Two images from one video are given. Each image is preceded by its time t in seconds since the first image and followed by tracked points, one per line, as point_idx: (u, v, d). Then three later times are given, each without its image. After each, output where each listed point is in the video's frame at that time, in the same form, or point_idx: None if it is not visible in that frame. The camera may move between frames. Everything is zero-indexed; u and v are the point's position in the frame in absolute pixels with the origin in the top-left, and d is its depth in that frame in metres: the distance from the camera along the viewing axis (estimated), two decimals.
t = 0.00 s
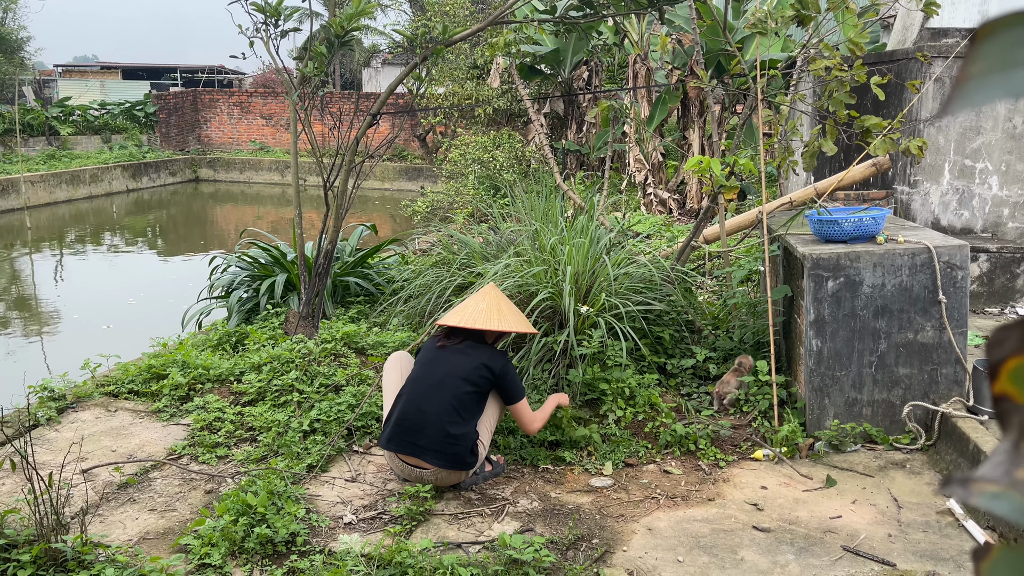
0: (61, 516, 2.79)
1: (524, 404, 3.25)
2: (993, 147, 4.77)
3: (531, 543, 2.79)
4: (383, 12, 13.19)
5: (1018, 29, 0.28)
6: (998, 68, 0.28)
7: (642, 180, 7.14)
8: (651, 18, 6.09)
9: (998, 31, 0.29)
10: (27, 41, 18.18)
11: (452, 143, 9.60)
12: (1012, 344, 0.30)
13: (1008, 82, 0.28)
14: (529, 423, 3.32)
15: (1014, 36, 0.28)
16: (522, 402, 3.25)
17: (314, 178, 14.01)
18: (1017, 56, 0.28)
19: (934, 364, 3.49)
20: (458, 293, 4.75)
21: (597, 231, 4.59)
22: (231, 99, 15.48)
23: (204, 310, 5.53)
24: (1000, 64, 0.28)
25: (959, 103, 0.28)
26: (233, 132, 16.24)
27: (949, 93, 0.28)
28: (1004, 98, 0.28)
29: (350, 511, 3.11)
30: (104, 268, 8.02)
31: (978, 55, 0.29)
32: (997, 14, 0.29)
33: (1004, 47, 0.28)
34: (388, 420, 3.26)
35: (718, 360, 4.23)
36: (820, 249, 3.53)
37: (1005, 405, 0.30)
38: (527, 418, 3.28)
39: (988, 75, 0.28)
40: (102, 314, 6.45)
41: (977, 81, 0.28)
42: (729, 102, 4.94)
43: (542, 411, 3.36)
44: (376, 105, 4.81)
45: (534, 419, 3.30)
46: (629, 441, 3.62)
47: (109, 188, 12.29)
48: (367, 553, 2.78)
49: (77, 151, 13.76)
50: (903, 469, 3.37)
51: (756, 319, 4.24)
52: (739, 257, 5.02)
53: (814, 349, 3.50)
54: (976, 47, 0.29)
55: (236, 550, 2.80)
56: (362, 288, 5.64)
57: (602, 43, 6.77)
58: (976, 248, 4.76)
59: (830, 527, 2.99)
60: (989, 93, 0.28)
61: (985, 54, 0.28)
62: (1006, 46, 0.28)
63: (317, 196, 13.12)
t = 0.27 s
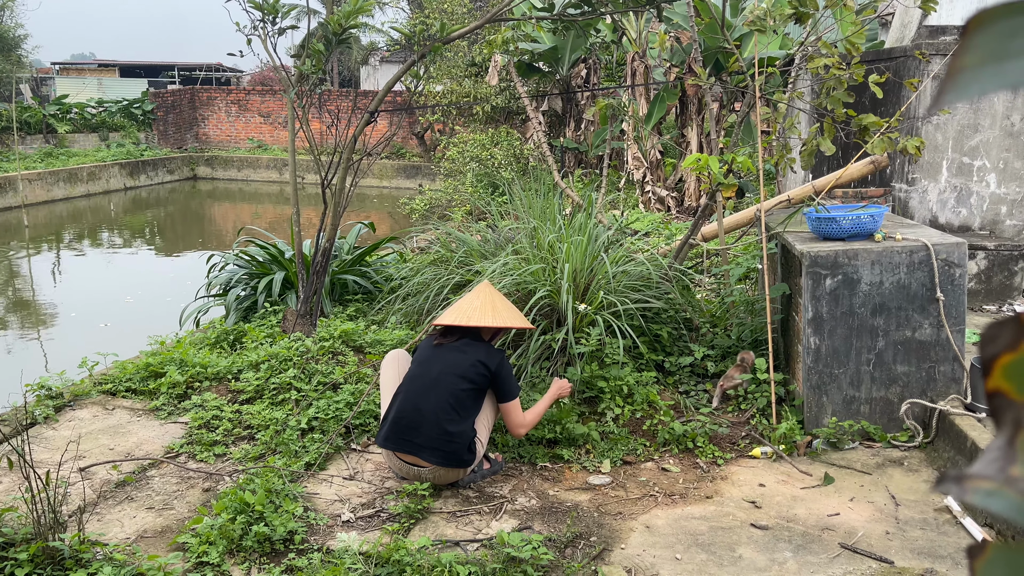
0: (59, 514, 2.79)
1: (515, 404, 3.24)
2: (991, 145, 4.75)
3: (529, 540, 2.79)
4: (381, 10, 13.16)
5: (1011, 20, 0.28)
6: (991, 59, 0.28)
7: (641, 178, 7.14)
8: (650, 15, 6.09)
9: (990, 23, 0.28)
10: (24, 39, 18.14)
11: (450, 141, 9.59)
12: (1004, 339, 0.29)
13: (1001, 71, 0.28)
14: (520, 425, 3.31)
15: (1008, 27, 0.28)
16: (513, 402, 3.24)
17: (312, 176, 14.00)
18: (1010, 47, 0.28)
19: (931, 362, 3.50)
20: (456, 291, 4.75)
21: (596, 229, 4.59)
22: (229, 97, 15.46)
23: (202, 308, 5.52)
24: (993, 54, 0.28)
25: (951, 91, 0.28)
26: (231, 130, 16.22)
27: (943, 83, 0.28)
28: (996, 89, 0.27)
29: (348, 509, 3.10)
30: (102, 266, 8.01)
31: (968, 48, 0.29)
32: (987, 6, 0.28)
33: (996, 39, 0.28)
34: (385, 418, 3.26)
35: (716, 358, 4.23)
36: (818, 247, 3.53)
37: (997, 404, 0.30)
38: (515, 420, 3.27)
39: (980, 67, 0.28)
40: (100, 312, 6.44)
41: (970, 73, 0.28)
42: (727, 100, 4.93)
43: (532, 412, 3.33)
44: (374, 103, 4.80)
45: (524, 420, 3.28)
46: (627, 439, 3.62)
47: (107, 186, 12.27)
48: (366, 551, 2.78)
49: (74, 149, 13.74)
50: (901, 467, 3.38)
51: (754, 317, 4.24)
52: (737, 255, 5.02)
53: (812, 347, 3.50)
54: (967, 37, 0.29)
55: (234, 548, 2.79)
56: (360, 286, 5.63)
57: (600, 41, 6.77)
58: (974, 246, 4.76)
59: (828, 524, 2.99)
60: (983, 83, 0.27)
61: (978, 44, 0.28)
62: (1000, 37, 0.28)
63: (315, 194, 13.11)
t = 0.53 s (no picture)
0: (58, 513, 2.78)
1: (514, 404, 3.25)
2: (990, 143, 4.78)
3: (527, 538, 2.79)
4: (380, 8, 13.14)
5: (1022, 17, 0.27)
6: (1004, 56, 0.27)
7: (639, 177, 7.13)
8: (649, 14, 6.08)
9: (1003, 17, 0.27)
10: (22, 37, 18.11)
11: (449, 139, 9.59)
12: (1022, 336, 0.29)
13: (1012, 68, 0.27)
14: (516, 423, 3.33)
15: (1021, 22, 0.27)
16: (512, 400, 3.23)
17: (310, 175, 13.99)
18: None
19: (929, 360, 3.50)
20: (454, 289, 4.74)
21: (594, 228, 4.59)
22: (227, 95, 15.44)
23: (200, 307, 5.51)
24: (1006, 51, 0.27)
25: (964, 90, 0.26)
26: (229, 128, 16.20)
27: (953, 81, 0.27)
28: (1009, 87, 0.26)
29: (347, 508, 3.10)
30: (100, 264, 8.00)
31: (981, 43, 0.27)
32: None
33: (1009, 35, 0.27)
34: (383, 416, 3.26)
35: (714, 356, 4.24)
36: (816, 245, 3.53)
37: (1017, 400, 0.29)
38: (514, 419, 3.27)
39: (992, 64, 0.27)
40: (98, 311, 6.43)
41: (982, 69, 0.27)
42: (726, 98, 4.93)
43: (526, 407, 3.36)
44: (372, 101, 4.80)
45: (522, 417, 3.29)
46: (625, 437, 3.63)
47: (105, 185, 12.25)
48: (364, 549, 2.78)
49: (72, 148, 13.73)
50: (899, 465, 3.38)
51: (752, 315, 4.24)
52: (735, 253, 5.02)
53: (810, 345, 3.50)
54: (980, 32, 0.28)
55: (232, 547, 2.79)
56: (358, 284, 5.62)
57: (599, 39, 6.76)
58: (972, 244, 4.77)
59: (826, 522, 2.99)
60: (995, 81, 0.26)
61: (993, 37, 0.27)
62: (1012, 34, 0.27)
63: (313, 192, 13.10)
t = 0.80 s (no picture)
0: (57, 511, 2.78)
1: (514, 403, 3.26)
2: (988, 141, 4.80)
3: (526, 537, 2.80)
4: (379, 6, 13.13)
5: None
6: (1013, 59, 0.28)
7: (638, 175, 7.13)
8: (648, 12, 6.08)
9: (1010, 22, 0.29)
10: (20, 36, 18.12)
11: (447, 138, 9.59)
12: None
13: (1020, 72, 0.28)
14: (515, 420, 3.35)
15: None
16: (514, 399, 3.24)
17: (309, 174, 14.00)
18: None
19: (928, 358, 3.50)
20: (454, 288, 4.75)
21: (593, 226, 4.59)
22: (226, 94, 15.43)
23: (199, 305, 5.51)
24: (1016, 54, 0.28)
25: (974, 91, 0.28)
26: (228, 127, 16.19)
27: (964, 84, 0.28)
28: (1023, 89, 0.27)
29: (346, 506, 3.11)
30: (99, 263, 8.00)
31: (991, 47, 0.29)
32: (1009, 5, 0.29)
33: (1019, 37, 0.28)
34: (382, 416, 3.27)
35: (714, 354, 4.24)
36: (815, 244, 3.53)
37: None
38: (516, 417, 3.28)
39: (1000, 68, 0.28)
40: (97, 310, 6.43)
41: (993, 73, 0.28)
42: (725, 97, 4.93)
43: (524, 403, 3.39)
44: (371, 100, 4.79)
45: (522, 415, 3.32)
46: (624, 435, 3.63)
47: (104, 183, 12.24)
48: (364, 548, 2.79)
49: (71, 147, 13.72)
50: (898, 463, 3.38)
51: (751, 313, 4.25)
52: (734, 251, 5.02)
53: (809, 343, 3.50)
54: (990, 39, 0.29)
55: (232, 545, 2.79)
56: (358, 283, 5.62)
57: (597, 38, 6.76)
58: (971, 242, 4.77)
59: (825, 520, 3.00)
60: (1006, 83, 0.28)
61: (1004, 43, 0.28)
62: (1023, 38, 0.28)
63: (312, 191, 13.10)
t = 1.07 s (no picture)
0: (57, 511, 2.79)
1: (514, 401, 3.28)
2: (987, 141, 4.80)
3: (526, 536, 2.80)
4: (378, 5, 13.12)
5: None
6: (1015, 63, 0.28)
7: (638, 174, 7.14)
8: (647, 11, 6.08)
9: (1010, 29, 0.29)
10: (20, 35, 18.12)
11: (447, 136, 9.59)
12: None
13: (1021, 77, 0.28)
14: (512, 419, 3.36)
15: None
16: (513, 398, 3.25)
17: (308, 173, 14.00)
18: None
19: (927, 357, 3.51)
20: (453, 287, 4.75)
21: (593, 225, 4.59)
22: (225, 93, 15.42)
23: (199, 305, 5.52)
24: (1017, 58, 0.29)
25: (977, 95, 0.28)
26: (227, 126, 16.19)
27: (966, 87, 0.29)
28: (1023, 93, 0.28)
29: (346, 505, 3.11)
30: (98, 262, 8.00)
31: (993, 51, 0.29)
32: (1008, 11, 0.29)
33: (1020, 44, 0.28)
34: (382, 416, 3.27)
35: (713, 353, 4.24)
36: (814, 243, 3.54)
37: None
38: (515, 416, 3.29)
39: (1002, 72, 0.28)
40: (96, 309, 6.43)
41: (995, 77, 0.28)
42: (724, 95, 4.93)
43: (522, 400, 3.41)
44: (370, 99, 4.79)
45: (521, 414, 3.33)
46: (624, 434, 3.63)
47: (103, 182, 12.24)
48: (363, 547, 2.79)
49: (70, 146, 13.72)
50: (896, 461, 3.39)
51: (750, 312, 4.25)
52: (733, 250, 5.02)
53: (808, 342, 3.51)
54: (991, 43, 0.29)
55: (231, 544, 2.80)
56: (357, 282, 5.62)
57: (597, 37, 6.76)
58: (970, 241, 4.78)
59: (824, 518, 3.00)
60: (1009, 86, 0.28)
61: (1004, 48, 0.29)
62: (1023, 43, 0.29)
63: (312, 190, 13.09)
